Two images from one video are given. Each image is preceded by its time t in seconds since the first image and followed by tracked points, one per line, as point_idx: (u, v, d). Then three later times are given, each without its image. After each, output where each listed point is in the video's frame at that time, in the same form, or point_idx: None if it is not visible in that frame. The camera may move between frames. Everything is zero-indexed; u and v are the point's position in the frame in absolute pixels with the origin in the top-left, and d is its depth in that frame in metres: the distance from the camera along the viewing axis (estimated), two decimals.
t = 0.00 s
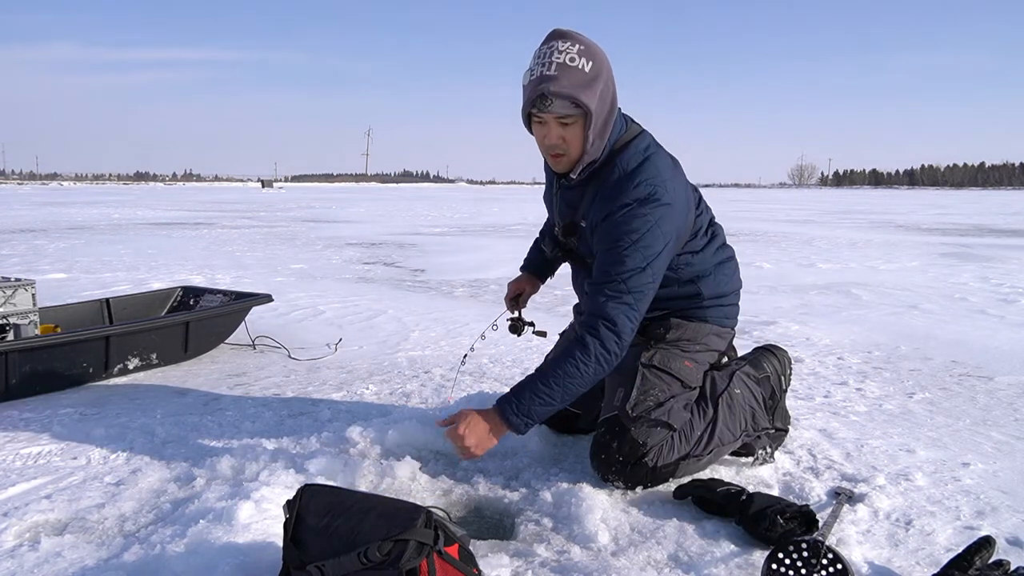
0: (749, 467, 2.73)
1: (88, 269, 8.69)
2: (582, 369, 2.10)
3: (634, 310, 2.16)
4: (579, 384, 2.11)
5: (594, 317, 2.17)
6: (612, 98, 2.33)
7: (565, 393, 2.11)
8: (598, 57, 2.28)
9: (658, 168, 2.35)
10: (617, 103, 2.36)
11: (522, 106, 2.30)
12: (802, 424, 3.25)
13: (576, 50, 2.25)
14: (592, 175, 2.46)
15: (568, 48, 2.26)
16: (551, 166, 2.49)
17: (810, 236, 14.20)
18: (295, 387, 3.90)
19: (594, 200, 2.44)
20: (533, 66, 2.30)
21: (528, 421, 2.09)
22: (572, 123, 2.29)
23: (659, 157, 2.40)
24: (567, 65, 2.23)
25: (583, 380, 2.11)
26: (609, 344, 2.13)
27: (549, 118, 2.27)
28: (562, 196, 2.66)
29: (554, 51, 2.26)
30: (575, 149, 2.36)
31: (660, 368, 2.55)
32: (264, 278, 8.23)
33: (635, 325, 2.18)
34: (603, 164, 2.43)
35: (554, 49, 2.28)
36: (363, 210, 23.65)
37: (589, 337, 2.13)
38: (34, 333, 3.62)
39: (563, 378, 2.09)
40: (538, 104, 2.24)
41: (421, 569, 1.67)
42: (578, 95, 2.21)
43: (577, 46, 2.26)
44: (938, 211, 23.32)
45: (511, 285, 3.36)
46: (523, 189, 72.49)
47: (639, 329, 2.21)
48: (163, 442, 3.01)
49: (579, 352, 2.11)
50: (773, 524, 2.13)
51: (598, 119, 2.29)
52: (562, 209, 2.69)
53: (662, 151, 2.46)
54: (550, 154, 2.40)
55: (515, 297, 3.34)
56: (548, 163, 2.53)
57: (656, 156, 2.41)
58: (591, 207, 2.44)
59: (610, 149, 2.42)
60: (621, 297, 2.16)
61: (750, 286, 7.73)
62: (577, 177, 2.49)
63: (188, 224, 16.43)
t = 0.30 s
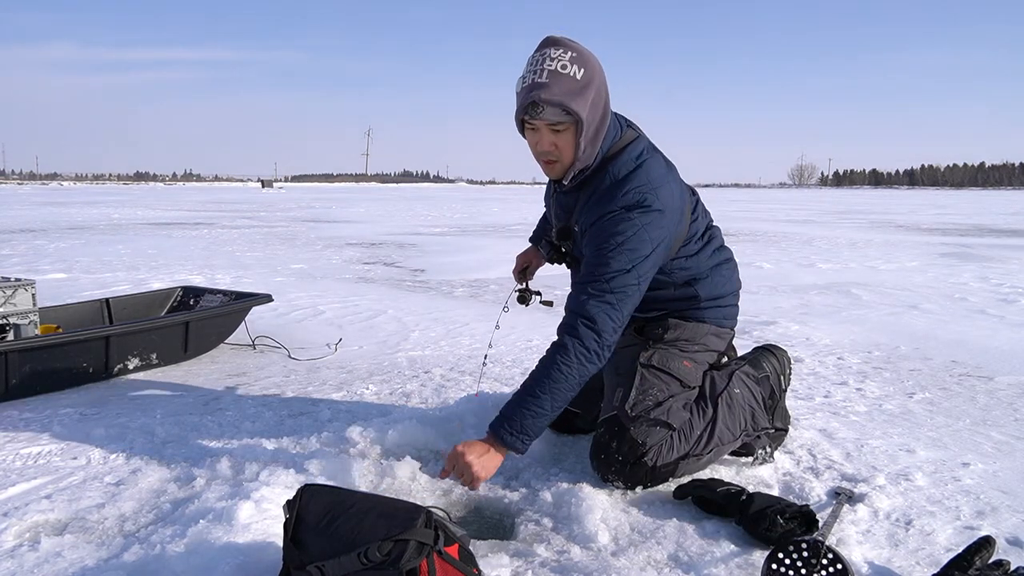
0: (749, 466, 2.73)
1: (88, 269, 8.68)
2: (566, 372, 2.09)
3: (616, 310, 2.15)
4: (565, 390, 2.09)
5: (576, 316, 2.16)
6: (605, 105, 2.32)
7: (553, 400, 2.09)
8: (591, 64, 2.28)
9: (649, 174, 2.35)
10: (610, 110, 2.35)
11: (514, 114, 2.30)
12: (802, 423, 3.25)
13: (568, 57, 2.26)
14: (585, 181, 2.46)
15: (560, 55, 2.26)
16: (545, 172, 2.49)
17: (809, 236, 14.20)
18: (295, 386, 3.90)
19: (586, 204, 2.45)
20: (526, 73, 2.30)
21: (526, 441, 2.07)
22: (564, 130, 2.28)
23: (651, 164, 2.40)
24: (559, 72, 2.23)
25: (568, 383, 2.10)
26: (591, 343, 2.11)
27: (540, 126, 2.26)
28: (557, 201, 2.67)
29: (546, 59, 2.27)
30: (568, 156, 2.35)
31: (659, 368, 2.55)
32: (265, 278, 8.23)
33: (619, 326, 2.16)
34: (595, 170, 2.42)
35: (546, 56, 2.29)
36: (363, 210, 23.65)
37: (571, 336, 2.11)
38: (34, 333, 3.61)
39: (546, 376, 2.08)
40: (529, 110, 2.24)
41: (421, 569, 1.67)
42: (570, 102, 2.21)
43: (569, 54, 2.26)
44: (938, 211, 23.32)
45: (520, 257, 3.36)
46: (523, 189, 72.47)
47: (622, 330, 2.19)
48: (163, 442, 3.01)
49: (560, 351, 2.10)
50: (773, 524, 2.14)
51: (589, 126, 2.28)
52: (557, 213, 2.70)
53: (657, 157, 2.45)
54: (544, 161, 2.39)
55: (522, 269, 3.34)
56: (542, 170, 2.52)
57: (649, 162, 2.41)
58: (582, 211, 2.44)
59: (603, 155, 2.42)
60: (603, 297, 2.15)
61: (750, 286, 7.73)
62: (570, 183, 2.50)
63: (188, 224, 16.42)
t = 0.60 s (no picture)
0: (749, 467, 2.73)
1: (88, 269, 8.68)
2: (596, 374, 2.11)
3: (644, 317, 2.17)
4: (593, 390, 2.11)
5: (606, 326, 2.17)
6: (604, 105, 2.32)
7: (581, 395, 2.10)
8: (590, 64, 2.28)
9: (654, 174, 2.35)
10: (609, 110, 2.35)
11: (512, 114, 2.30)
12: (802, 424, 3.25)
13: (566, 58, 2.26)
14: (587, 182, 2.46)
15: (559, 56, 2.26)
16: (545, 172, 2.48)
17: (809, 236, 14.20)
18: (295, 387, 3.90)
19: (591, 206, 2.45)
20: (525, 74, 2.30)
21: (542, 417, 2.07)
22: (562, 130, 2.28)
23: (655, 163, 2.41)
24: (557, 72, 2.23)
25: (595, 386, 2.11)
26: (626, 351, 2.13)
27: (539, 126, 2.26)
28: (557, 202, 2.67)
29: (545, 60, 2.27)
30: (568, 156, 2.35)
31: (659, 368, 2.55)
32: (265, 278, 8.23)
33: (647, 332, 2.18)
34: (599, 171, 2.42)
35: (545, 57, 2.29)
36: (363, 210, 23.66)
37: (602, 346, 2.13)
38: (34, 333, 3.61)
39: (579, 379, 2.09)
40: (528, 111, 2.24)
41: (421, 569, 1.67)
42: (568, 102, 2.21)
43: (568, 54, 2.26)
44: (937, 211, 23.33)
45: (512, 273, 3.36)
46: (523, 188, 72.45)
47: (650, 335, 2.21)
48: (162, 442, 3.00)
49: (593, 360, 2.12)
50: (773, 524, 2.14)
51: (589, 126, 2.28)
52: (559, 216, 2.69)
53: (658, 157, 2.46)
54: (543, 161, 2.39)
55: (517, 285, 3.35)
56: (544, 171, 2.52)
57: (652, 162, 2.41)
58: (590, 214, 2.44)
59: (604, 156, 2.42)
60: (631, 306, 2.17)
61: (750, 286, 7.73)
62: (572, 184, 2.49)
63: (189, 224, 16.42)
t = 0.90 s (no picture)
0: (749, 467, 2.73)
1: (88, 269, 8.68)
2: (601, 374, 2.11)
3: (651, 318, 2.17)
4: (596, 386, 2.13)
5: (613, 328, 2.17)
6: (603, 105, 2.32)
7: (584, 391, 2.11)
8: (588, 64, 2.28)
9: (656, 174, 2.35)
10: (607, 110, 2.35)
11: (510, 112, 2.30)
12: (802, 423, 3.25)
13: (565, 57, 2.26)
14: (588, 182, 2.46)
15: (557, 55, 2.27)
16: (544, 172, 2.48)
17: (810, 236, 14.20)
18: (295, 386, 3.90)
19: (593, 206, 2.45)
20: (523, 73, 2.31)
21: (540, 406, 2.09)
22: (559, 130, 2.28)
23: (656, 164, 2.41)
24: (556, 71, 2.24)
25: (600, 385, 2.13)
26: (634, 353, 2.14)
27: (537, 125, 2.26)
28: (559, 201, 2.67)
29: (543, 59, 2.28)
30: (565, 155, 2.35)
31: (660, 368, 2.55)
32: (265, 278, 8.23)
33: (654, 334, 2.18)
34: (599, 171, 2.43)
35: (543, 57, 2.29)
36: (363, 210, 23.65)
37: (608, 348, 2.13)
38: (34, 333, 3.61)
39: (583, 381, 2.11)
40: (526, 109, 2.24)
41: (421, 569, 1.67)
42: (565, 101, 2.20)
43: (567, 53, 2.27)
44: (937, 211, 23.34)
45: (510, 286, 3.34)
46: (523, 188, 72.50)
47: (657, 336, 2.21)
48: (162, 442, 3.00)
49: (601, 362, 2.12)
50: (773, 524, 2.14)
51: (586, 125, 2.28)
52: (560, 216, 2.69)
53: (659, 158, 2.46)
54: (541, 160, 2.39)
55: (515, 298, 3.33)
56: (544, 171, 2.52)
57: (654, 162, 2.41)
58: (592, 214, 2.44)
59: (605, 156, 2.42)
60: (637, 307, 2.17)
61: (750, 286, 7.73)
62: (572, 184, 2.49)
63: (189, 224, 16.42)
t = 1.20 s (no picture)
0: (749, 467, 2.73)
1: (88, 269, 8.68)
2: (601, 378, 2.11)
3: (650, 320, 2.16)
4: (597, 391, 2.13)
5: (612, 330, 2.17)
6: (603, 106, 2.32)
7: (585, 394, 2.11)
8: (589, 65, 2.28)
9: (656, 175, 2.36)
10: (608, 111, 2.35)
11: (511, 113, 2.29)
12: (802, 423, 3.25)
13: (566, 59, 2.26)
14: (589, 183, 2.46)
15: (558, 56, 2.27)
16: (545, 173, 2.48)
17: (810, 236, 14.20)
18: (295, 386, 3.90)
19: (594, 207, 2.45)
20: (525, 74, 2.30)
21: (546, 418, 2.09)
22: (560, 132, 2.28)
23: (656, 165, 2.41)
24: (557, 73, 2.23)
25: (600, 388, 2.13)
26: (633, 356, 2.13)
27: (539, 126, 2.26)
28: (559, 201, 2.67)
29: (545, 60, 2.27)
30: (566, 157, 2.35)
31: (660, 368, 2.55)
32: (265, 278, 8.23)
33: (654, 335, 2.18)
34: (600, 173, 2.43)
35: (545, 58, 2.29)
36: (363, 210, 23.65)
37: (607, 349, 2.13)
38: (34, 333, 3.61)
39: (584, 388, 2.11)
40: (527, 110, 2.24)
41: (421, 569, 1.67)
42: (566, 102, 2.20)
43: (568, 54, 2.26)
44: (937, 211, 23.35)
45: (506, 285, 3.35)
46: (523, 188, 72.53)
47: (656, 339, 2.21)
48: (162, 442, 3.00)
49: (601, 366, 2.12)
50: (773, 524, 2.14)
51: (587, 127, 2.28)
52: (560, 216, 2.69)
53: (659, 158, 2.46)
54: (542, 161, 2.39)
55: (511, 297, 3.33)
56: (544, 172, 2.52)
57: (654, 163, 2.41)
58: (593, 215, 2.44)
59: (605, 157, 2.42)
60: (636, 308, 2.16)
61: (750, 286, 7.73)
62: (573, 186, 2.50)
63: (189, 224, 16.41)
